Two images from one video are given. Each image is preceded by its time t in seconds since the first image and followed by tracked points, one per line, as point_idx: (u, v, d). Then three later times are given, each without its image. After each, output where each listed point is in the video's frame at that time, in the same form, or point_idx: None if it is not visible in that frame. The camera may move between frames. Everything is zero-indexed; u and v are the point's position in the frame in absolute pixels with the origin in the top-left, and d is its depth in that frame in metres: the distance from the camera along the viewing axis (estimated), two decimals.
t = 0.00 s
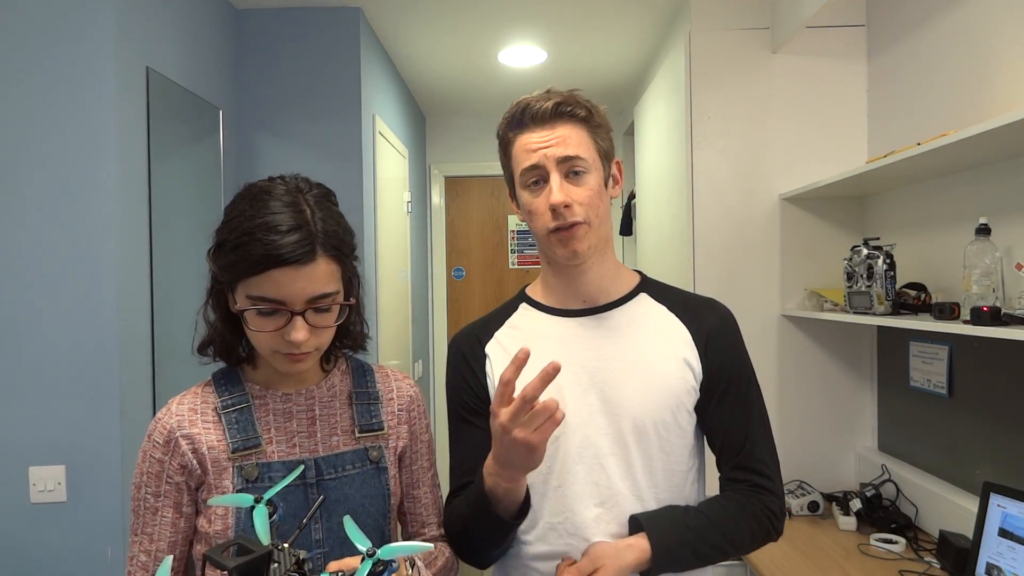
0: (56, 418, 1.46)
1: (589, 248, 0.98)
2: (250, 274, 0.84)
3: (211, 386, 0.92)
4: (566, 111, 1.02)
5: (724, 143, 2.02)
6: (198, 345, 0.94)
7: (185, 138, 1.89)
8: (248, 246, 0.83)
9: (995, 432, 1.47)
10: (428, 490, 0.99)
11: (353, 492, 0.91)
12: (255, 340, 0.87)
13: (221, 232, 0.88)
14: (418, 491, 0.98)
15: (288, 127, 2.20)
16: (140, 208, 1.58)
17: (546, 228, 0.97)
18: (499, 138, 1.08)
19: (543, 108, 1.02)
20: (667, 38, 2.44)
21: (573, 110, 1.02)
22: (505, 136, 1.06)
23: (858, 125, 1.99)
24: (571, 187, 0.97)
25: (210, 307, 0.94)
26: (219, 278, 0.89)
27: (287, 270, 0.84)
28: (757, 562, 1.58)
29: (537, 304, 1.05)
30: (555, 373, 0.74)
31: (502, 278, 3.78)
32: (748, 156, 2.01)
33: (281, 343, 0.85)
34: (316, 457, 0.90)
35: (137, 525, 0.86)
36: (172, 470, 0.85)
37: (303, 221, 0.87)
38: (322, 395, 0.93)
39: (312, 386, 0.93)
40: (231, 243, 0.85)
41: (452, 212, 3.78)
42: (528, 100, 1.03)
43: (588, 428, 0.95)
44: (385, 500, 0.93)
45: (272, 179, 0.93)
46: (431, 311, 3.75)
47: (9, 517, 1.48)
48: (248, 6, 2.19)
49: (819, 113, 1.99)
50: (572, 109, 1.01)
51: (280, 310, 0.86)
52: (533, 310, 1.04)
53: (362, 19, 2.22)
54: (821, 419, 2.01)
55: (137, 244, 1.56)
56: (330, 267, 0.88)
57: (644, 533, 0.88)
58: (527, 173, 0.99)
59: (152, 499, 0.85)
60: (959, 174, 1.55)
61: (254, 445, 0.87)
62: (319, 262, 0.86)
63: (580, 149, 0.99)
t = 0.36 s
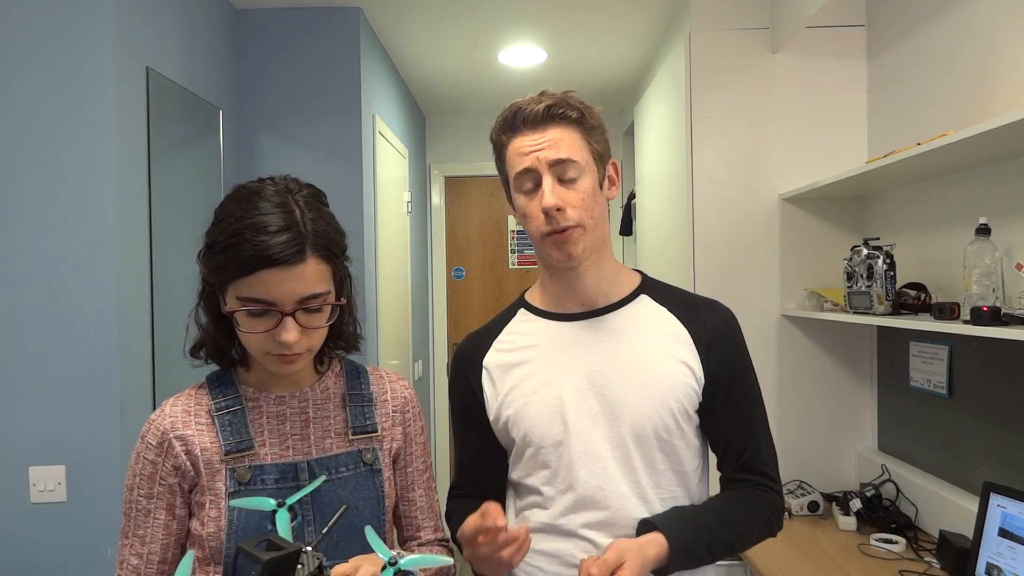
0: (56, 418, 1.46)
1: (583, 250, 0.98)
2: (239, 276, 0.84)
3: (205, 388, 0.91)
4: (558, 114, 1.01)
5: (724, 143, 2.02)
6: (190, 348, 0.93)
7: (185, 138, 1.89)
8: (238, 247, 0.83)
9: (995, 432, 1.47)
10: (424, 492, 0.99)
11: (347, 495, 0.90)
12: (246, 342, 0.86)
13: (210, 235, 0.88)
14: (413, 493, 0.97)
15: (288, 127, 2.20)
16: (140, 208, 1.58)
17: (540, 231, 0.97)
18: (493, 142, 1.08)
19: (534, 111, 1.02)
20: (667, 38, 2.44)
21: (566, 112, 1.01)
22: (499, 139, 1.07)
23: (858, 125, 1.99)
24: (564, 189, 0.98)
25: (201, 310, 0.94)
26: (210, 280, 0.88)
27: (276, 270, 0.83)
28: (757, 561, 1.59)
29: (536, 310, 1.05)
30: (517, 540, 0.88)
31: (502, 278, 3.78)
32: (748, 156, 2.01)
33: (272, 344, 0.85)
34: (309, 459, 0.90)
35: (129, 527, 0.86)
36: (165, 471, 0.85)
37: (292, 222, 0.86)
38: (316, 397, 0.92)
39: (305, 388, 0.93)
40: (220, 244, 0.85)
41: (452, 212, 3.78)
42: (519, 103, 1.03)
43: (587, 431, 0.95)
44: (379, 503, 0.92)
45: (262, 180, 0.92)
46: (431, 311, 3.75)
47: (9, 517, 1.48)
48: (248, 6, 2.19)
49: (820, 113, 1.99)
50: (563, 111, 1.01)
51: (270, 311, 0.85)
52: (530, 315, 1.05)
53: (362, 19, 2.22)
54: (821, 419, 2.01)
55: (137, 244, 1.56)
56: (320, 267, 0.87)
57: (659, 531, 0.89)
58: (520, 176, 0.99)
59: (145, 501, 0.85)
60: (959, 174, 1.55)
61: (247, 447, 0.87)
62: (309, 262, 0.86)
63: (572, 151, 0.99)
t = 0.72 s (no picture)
0: (56, 418, 1.46)
1: (581, 250, 0.98)
2: (226, 275, 0.84)
3: (197, 389, 0.91)
4: (561, 112, 1.01)
5: (724, 143, 2.02)
6: (180, 350, 0.93)
7: (185, 138, 1.89)
8: (224, 247, 0.83)
9: (995, 432, 1.47)
10: (418, 492, 0.99)
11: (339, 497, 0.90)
12: (235, 342, 0.86)
13: (197, 235, 0.87)
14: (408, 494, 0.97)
15: (288, 127, 2.20)
16: (140, 208, 1.58)
17: (538, 230, 0.97)
18: (496, 139, 1.09)
19: (536, 109, 1.01)
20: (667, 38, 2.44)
21: (569, 111, 1.01)
22: (501, 137, 1.07)
23: (858, 125, 1.99)
24: (563, 188, 0.97)
25: (191, 311, 0.93)
26: (198, 281, 0.88)
27: (262, 270, 0.83)
28: (757, 562, 1.59)
29: (541, 312, 1.06)
30: None
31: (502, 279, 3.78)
32: (748, 156, 2.01)
33: (260, 344, 0.85)
34: (302, 461, 0.89)
35: (119, 530, 0.85)
36: (156, 473, 0.84)
37: (279, 221, 0.86)
38: (309, 398, 0.92)
39: (298, 388, 0.92)
40: (207, 244, 0.85)
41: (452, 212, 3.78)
42: (521, 101, 1.02)
43: (583, 431, 0.95)
44: (373, 504, 0.92)
45: (249, 179, 0.92)
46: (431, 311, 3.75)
47: (9, 517, 1.48)
48: (248, 6, 2.19)
49: (821, 113, 1.99)
50: (566, 109, 1.00)
51: (258, 311, 0.85)
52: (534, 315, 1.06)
53: (362, 19, 2.22)
54: (821, 419, 2.01)
55: (137, 243, 1.56)
56: (307, 266, 0.87)
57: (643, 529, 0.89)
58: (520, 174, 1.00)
59: (135, 504, 0.84)
60: (959, 174, 1.55)
61: (239, 449, 0.86)
62: (296, 261, 0.86)
63: (573, 151, 0.98)
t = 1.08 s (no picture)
0: (56, 419, 1.46)
1: (586, 253, 0.97)
2: (219, 274, 0.84)
3: (190, 387, 0.91)
4: (583, 110, 1.00)
5: (724, 143, 2.02)
6: (174, 347, 0.93)
7: (186, 138, 1.89)
8: (217, 244, 0.83)
9: (995, 432, 1.47)
10: (412, 491, 0.99)
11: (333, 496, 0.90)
12: (229, 340, 0.86)
13: (190, 231, 0.87)
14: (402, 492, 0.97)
15: (288, 128, 2.20)
16: (140, 208, 1.58)
17: (546, 228, 0.97)
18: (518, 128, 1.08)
19: (559, 104, 1.00)
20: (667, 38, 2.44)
21: (591, 111, 1.00)
22: (524, 129, 1.06)
23: (858, 125, 1.99)
24: (575, 189, 0.97)
25: (184, 308, 0.93)
26: (192, 278, 0.88)
27: (256, 269, 0.83)
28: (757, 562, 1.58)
29: (547, 308, 1.07)
30: None
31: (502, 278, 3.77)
32: (748, 156, 2.01)
33: (254, 343, 0.85)
34: (296, 459, 0.89)
35: (110, 528, 0.85)
36: (147, 472, 0.84)
37: (274, 219, 0.86)
38: (303, 396, 0.92)
39: (292, 386, 0.92)
40: (201, 241, 0.85)
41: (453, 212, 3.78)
42: (545, 95, 1.02)
43: (580, 429, 0.96)
44: (368, 503, 0.92)
45: (244, 175, 0.92)
46: (431, 311, 3.76)
47: (9, 517, 1.48)
48: (248, 6, 2.19)
49: (821, 113, 1.99)
50: (588, 108, 0.99)
51: (252, 310, 0.85)
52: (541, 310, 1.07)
53: (362, 19, 2.22)
54: (821, 419, 2.01)
55: (137, 244, 1.56)
56: (302, 264, 0.87)
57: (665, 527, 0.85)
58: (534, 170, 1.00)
59: (126, 502, 0.84)
60: (959, 174, 1.55)
61: (232, 448, 0.86)
62: (291, 259, 0.85)
63: (590, 153, 0.98)
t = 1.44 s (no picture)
0: (55, 419, 1.46)
1: (601, 263, 0.96)
2: (227, 271, 0.83)
3: (187, 385, 0.90)
4: (625, 118, 0.96)
5: (724, 143, 2.02)
6: (172, 344, 0.92)
7: (186, 139, 1.89)
8: (226, 241, 0.83)
9: (996, 432, 1.47)
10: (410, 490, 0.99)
11: (332, 495, 0.90)
12: (232, 338, 0.86)
13: (197, 228, 0.87)
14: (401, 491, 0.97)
15: (288, 128, 2.20)
16: (140, 208, 1.58)
17: (567, 231, 0.96)
18: (555, 115, 1.04)
19: (602, 108, 0.96)
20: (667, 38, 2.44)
21: (633, 120, 0.96)
22: (561, 122, 1.02)
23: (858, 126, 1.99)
24: (603, 198, 0.94)
25: (185, 305, 0.93)
26: (195, 275, 0.87)
27: (265, 267, 0.83)
28: (757, 561, 1.58)
29: (553, 300, 1.06)
30: None
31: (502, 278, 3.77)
32: (748, 156, 2.01)
33: (259, 341, 0.84)
34: (295, 458, 0.89)
35: (106, 527, 0.85)
36: (143, 472, 0.83)
37: (283, 217, 0.86)
38: (302, 395, 0.92)
39: (291, 384, 0.93)
40: (208, 238, 0.84)
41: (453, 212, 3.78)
42: (590, 94, 0.98)
43: (583, 426, 0.95)
44: (367, 502, 0.92)
45: (250, 172, 0.92)
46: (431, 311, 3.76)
47: (8, 517, 1.48)
48: (248, 6, 2.19)
49: (820, 113, 1.99)
50: (630, 118, 0.95)
51: (258, 308, 0.85)
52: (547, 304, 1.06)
53: (362, 19, 2.22)
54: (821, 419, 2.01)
55: (138, 244, 1.56)
56: (310, 263, 0.87)
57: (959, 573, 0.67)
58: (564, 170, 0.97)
59: (122, 501, 0.84)
60: (959, 174, 1.55)
61: (230, 447, 0.86)
62: (300, 258, 0.86)
63: (624, 164, 0.94)
